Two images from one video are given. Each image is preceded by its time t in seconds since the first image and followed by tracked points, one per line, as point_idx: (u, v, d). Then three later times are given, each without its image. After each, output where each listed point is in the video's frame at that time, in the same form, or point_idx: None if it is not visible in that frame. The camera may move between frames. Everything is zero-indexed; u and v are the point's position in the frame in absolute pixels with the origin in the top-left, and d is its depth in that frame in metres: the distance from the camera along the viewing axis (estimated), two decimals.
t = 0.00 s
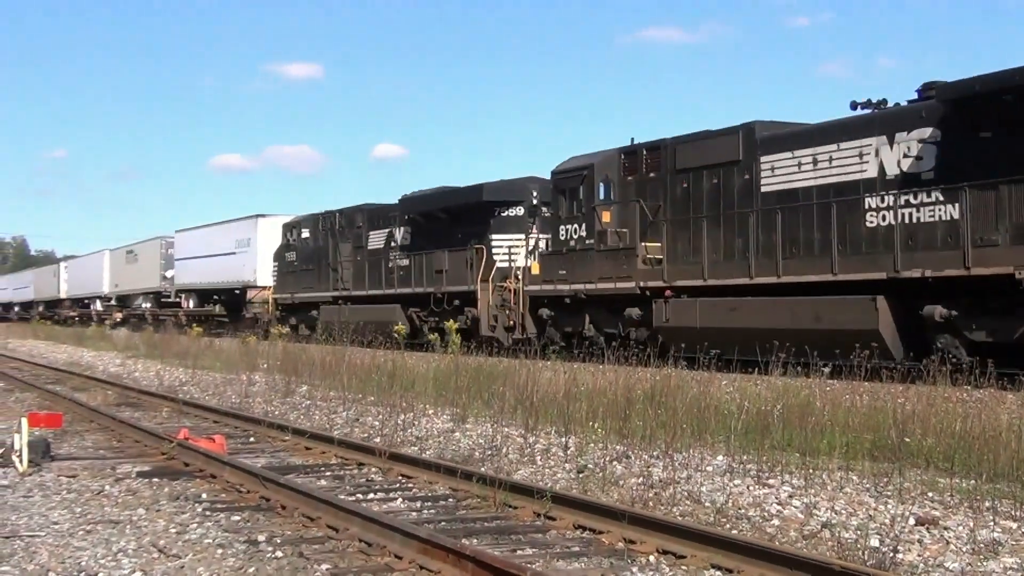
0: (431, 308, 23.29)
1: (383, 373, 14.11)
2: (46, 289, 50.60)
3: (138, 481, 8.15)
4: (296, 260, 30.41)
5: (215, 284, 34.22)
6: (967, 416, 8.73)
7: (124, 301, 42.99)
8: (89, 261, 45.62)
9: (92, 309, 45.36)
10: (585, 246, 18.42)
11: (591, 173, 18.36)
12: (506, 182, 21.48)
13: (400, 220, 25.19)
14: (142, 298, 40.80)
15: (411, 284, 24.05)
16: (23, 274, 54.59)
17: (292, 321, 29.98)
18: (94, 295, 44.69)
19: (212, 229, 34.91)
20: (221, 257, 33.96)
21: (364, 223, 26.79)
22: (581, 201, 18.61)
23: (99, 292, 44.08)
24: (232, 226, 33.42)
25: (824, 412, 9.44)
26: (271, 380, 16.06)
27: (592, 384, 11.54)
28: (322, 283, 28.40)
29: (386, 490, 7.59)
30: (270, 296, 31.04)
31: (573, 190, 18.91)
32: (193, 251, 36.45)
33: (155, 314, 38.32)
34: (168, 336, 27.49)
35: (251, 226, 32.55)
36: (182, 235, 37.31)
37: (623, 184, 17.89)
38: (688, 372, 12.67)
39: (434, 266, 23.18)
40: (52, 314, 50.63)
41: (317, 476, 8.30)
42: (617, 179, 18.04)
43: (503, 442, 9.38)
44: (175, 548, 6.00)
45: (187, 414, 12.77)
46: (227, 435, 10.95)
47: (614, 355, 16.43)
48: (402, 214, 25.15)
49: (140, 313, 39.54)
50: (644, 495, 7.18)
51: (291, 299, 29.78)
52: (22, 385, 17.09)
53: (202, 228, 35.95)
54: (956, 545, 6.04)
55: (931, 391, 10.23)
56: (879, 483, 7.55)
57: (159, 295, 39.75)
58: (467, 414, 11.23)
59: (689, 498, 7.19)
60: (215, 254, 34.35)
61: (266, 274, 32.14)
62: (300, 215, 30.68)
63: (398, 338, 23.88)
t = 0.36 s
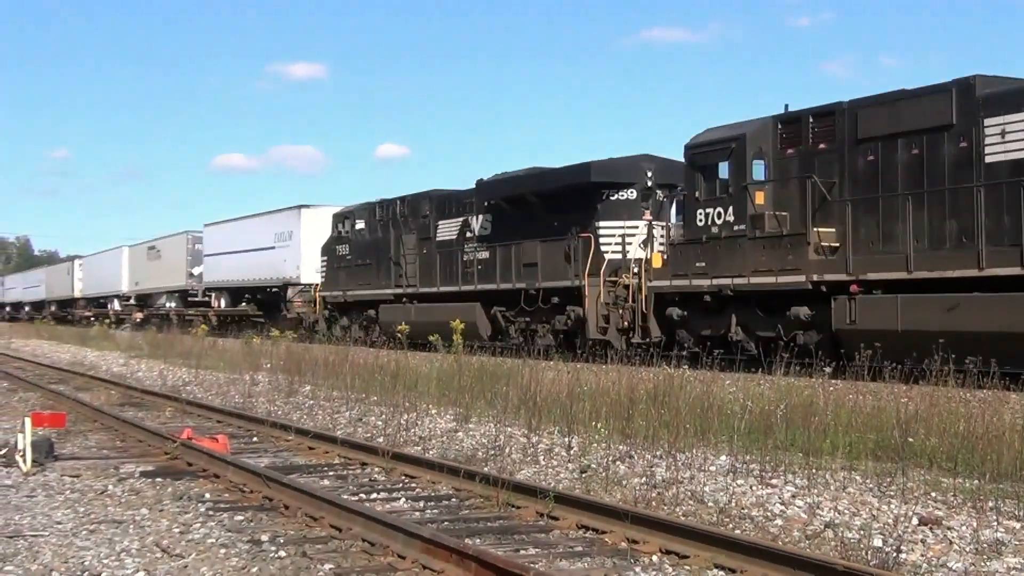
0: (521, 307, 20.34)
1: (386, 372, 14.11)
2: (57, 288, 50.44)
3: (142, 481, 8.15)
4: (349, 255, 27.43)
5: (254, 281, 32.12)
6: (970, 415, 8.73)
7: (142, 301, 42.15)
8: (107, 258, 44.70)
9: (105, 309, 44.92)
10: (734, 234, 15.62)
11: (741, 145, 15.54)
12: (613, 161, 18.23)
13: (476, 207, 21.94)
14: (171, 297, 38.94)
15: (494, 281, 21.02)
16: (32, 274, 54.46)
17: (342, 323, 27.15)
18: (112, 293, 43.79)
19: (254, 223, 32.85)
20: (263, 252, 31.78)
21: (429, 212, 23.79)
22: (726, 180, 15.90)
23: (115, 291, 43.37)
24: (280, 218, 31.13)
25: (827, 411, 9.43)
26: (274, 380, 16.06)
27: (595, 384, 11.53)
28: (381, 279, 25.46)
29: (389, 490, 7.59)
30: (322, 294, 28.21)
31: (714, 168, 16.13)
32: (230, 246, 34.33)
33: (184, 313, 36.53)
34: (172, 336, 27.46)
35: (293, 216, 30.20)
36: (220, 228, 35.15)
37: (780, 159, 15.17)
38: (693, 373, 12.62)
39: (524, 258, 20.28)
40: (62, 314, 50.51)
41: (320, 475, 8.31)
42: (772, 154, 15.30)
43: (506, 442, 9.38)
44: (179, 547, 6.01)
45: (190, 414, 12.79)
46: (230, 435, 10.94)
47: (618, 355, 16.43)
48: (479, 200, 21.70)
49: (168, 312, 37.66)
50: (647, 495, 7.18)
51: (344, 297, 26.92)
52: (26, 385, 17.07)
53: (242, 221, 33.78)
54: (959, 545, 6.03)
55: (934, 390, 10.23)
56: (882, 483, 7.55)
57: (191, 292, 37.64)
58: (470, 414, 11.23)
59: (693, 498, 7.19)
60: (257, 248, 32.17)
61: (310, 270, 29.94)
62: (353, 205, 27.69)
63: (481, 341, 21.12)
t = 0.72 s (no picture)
0: (640, 303, 17.47)
1: (388, 373, 14.10)
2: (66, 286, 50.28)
3: (144, 481, 8.15)
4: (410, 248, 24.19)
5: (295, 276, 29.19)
6: (971, 415, 8.74)
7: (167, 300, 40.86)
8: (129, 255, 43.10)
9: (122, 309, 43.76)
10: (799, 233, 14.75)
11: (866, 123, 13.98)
12: (762, 130, 15.41)
13: (577, 189, 18.77)
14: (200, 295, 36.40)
15: (604, 275, 18.04)
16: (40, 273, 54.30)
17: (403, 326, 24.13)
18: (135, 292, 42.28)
19: (298, 212, 29.95)
20: (308, 245, 28.81)
21: (512, 197, 20.80)
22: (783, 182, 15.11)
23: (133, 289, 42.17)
24: (329, 206, 28.05)
25: (829, 411, 9.44)
26: (275, 380, 16.07)
27: (597, 384, 11.53)
28: (453, 275, 22.29)
29: (391, 489, 7.59)
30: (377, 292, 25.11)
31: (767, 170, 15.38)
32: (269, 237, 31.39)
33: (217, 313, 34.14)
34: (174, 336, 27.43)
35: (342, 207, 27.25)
36: (258, 220, 32.28)
37: (1010, 121, 12.73)
38: (695, 373, 12.58)
39: (638, 249, 17.41)
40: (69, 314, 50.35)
41: (323, 475, 8.31)
42: (999, 115, 12.87)
43: (508, 442, 9.37)
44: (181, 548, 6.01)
45: (192, 414, 12.79)
46: (232, 435, 10.94)
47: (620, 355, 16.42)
48: (580, 182, 18.59)
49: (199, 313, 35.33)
50: (649, 495, 7.18)
51: (406, 293, 23.79)
52: (28, 385, 17.06)
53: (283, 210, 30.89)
54: (961, 545, 6.03)
55: (936, 390, 10.24)
56: (884, 483, 7.55)
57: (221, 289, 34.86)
58: (472, 414, 11.23)
59: (694, 498, 7.19)
60: (302, 240, 29.35)
61: (362, 264, 26.85)
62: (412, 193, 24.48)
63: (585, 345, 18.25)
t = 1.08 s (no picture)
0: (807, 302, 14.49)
1: (388, 372, 14.09)
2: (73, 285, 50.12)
3: (144, 481, 8.15)
4: (490, 238, 21.11)
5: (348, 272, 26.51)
6: (971, 415, 8.73)
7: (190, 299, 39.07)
8: (152, 249, 41.11)
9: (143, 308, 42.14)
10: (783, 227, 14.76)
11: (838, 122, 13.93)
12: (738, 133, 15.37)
13: (711, 165, 15.88)
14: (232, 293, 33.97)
15: (757, 268, 15.09)
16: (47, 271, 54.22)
17: (480, 328, 21.46)
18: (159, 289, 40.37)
19: (352, 199, 26.93)
20: (360, 238, 26.11)
21: (621, 176, 17.80)
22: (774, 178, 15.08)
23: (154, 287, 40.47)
24: (388, 192, 25.17)
25: (829, 410, 9.45)
26: (276, 380, 16.06)
27: (597, 384, 11.53)
28: (544, 269, 19.25)
29: (391, 489, 7.59)
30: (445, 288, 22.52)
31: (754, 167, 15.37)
32: (315, 228, 28.44)
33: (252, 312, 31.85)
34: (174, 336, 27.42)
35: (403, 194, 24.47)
36: (305, 208, 29.21)
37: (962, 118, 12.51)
38: (695, 373, 12.55)
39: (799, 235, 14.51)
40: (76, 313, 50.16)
41: (323, 475, 8.31)
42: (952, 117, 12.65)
43: (509, 442, 9.38)
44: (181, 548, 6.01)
45: (192, 414, 12.78)
46: (232, 435, 10.93)
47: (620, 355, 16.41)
48: (715, 157, 15.82)
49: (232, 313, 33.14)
50: (649, 495, 7.18)
51: (485, 292, 20.89)
52: (29, 384, 17.04)
53: (333, 198, 27.90)
54: (962, 545, 6.03)
55: (937, 390, 10.24)
56: (884, 483, 7.55)
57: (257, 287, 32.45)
58: (472, 414, 11.23)
59: (694, 498, 7.19)
60: (354, 232, 26.50)
61: (424, 259, 24.21)
62: (488, 176, 21.43)
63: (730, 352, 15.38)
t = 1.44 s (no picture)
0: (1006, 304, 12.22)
1: (388, 372, 14.09)
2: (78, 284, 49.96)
3: (144, 481, 8.15)
4: (597, 225, 18.25)
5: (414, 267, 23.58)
6: (971, 415, 8.74)
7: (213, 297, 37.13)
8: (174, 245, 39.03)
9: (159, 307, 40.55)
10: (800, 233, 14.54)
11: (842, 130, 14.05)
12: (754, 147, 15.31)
13: (906, 132, 13.27)
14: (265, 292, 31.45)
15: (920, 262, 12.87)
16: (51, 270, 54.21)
17: (579, 330, 18.73)
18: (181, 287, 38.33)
19: (416, 184, 23.94)
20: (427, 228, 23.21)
21: (773, 148, 15.04)
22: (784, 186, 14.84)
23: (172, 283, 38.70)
24: (460, 176, 22.16)
25: (830, 410, 9.46)
26: (276, 380, 16.07)
27: (597, 384, 11.53)
28: (671, 262, 16.41)
29: (391, 489, 7.59)
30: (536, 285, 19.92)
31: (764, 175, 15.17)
32: (371, 219, 25.52)
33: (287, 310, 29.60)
34: (174, 336, 27.40)
35: (479, 176, 21.46)
36: (357, 195, 26.33)
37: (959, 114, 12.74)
38: (695, 373, 12.54)
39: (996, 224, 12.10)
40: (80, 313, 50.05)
41: (324, 475, 8.31)
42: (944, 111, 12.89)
43: (509, 442, 9.38)
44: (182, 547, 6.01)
45: (192, 414, 12.78)
46: (232, 435, 10.93)
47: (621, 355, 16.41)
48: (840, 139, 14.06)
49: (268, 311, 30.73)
50: (649, 495, 7.18)
51: (588, 289, 18.15)
52: (29, 384, 17.03)
53: (390, 184, 24.96)
54: (962, 545, 6.03)
55: (937, 390, 10.23)
56: (884, 483, 7.55)
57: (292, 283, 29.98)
58: (472, 414, 11.24)
59: (694, 498, 7.19)
60: (420, 221, 23.58)
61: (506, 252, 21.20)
62: (591, 152, 18.51)
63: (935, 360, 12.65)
